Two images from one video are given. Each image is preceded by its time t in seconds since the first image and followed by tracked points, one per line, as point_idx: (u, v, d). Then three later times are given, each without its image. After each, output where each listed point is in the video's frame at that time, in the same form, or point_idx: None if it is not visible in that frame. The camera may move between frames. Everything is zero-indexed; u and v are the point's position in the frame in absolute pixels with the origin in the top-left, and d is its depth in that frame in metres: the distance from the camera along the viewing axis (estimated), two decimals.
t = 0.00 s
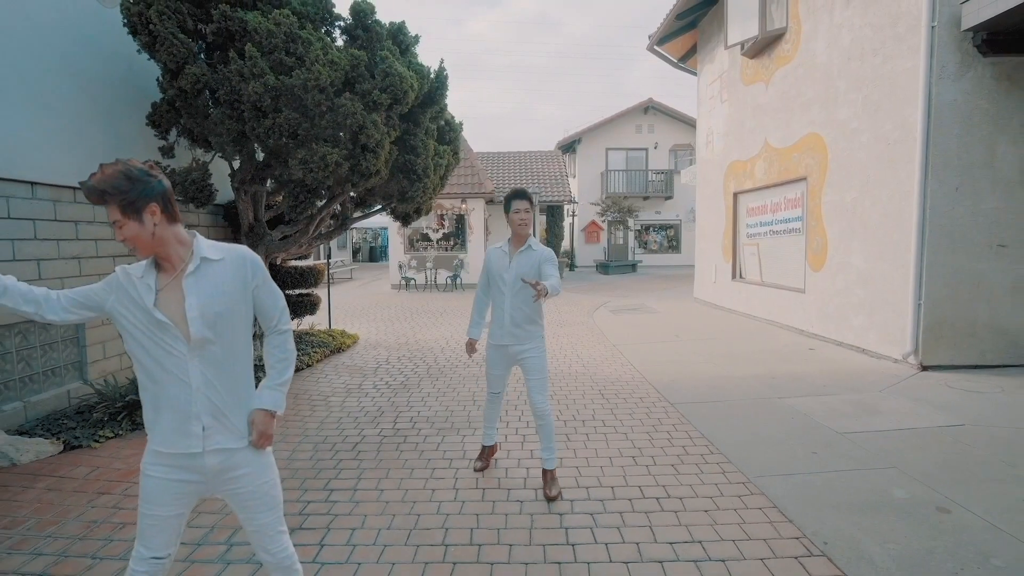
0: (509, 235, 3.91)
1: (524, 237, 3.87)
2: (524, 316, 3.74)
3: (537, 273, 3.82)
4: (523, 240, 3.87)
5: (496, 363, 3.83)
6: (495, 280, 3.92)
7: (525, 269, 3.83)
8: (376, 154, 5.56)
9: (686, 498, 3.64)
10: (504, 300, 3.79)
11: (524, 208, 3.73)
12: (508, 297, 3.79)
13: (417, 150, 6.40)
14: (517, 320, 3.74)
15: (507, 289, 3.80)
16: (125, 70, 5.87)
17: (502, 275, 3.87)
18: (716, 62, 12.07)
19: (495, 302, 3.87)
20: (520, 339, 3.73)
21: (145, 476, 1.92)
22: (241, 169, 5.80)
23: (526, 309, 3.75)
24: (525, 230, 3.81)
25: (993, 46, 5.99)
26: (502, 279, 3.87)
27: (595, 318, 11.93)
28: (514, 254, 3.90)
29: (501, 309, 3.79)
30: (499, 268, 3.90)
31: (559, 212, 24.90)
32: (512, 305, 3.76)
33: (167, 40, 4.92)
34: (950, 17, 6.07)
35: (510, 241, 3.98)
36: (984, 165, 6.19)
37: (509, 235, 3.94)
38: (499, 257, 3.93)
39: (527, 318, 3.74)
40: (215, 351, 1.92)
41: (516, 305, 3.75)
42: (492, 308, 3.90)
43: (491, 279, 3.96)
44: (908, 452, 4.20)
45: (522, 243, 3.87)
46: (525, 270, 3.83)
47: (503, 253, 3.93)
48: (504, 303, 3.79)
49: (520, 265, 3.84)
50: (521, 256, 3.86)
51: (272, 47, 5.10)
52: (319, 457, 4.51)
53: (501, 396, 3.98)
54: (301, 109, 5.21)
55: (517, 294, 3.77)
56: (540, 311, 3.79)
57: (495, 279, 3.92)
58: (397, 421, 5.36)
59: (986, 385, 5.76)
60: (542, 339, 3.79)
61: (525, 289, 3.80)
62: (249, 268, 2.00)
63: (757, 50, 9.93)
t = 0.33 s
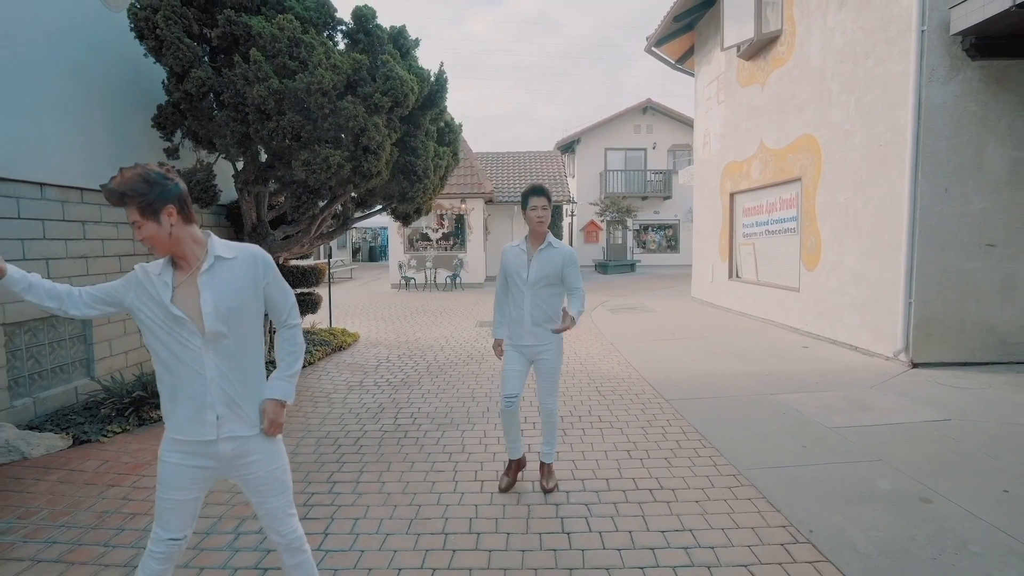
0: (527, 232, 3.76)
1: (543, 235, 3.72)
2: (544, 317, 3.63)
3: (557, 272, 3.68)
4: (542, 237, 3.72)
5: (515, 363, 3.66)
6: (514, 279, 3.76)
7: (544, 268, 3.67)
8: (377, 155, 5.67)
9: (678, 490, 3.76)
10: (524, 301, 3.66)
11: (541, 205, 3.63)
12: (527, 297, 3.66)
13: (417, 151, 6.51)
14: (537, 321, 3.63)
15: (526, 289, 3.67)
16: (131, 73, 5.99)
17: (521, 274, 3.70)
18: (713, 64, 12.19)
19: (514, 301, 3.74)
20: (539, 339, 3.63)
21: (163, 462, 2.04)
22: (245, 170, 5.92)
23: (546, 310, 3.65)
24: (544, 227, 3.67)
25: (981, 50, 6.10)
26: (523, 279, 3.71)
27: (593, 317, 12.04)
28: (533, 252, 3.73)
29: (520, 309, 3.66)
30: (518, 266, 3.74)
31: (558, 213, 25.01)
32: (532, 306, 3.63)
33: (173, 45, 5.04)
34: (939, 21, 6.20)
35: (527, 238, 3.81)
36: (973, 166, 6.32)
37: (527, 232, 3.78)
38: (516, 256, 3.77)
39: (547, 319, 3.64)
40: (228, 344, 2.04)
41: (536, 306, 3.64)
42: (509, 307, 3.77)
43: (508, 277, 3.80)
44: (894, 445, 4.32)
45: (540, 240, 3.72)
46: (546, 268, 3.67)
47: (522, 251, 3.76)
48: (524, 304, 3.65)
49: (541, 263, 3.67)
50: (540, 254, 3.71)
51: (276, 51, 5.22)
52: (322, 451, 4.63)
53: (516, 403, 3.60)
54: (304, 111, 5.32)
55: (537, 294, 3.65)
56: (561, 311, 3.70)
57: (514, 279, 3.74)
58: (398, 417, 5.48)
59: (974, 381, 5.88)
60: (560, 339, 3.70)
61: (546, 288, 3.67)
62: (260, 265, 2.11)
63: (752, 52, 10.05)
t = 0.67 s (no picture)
0: (527, 231, 3.72)
1: (544, 235, 3.73)
2: (557, 318, 3.67)
3: (564, 272, 3.72)
4: (543, 237, 3.73)
5: (524, 364, 3.62)
6: (521, 281, 3.69)
7: (554, 270, 3.68)
8: (378, 158, 5.78)
9: (671, 483, 3.88)
10: (538, 303, 3.64)
11: (541, 203, 3.63)
12: (541, 299, 3.64)
13: (417, 153, 6.62)
14: (550, 323, 3.66)
15: (539, 292, 3.64)
16: (135, 77, 6.09)
17: (531, 277, 3.65)
18: (709, 66, 12.31)
19: (524, 303, 3.68)
20: (554, 341, 3.65)
21: (178, 452, 2.14)
22: (248, 171, 6.03)
23: (558, 311, 3.68)
24: (545, 227, 3.68)
25: (971, 54, 6.17)
26: (533, 280, 3.66)
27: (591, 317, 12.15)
28: (537, 253, 3.72)
29: (534, 311, 3.64)
30: (525, 268, 3.68)
31: (557, 213, 25.13)
32: (545, 308, 3.64)
33: (179, 49, 5.14)
34: (929, 26, 6.32)
35: (525, 238, 3.77)
36: (962, 167, 6.44)
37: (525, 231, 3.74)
38: (520, 257, 3.70)
39: (560, 320, 3.69)
40: (240, 339, 2.15)
41: (550, 307, 3.65)
42: (517, 309, 3.70)
43: (513, 278, 3.72)
44: (883, 440, 4.44)
45: (542, 240, 3.73)
46: (555, 270, 3.69)
47: (525, 251, 3.70)
48: (537, 306, 3.64)
49: (551, 265, 3.68)
50: (546, 255, 3.71)
51: (279, 56, 5.32)
52: (325, 447, 4.74)
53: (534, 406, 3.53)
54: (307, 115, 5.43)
55: (550, 295, 3.66)
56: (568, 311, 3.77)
57: (522, 280, 3.67)
58: (399, 414, 5.59)
59: (964, 379, 6.00)
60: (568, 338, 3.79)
61: (556, 290, 3.69)
62: (271, 265, 2.22)
63: (748, 55, 10.17)
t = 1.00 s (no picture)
0: (524, 232, 3.62)
1: (541, 236, 3.68)
2: (564, 320, 3.63)
3: (564, 274, 3.71)
4: (540, 238, 3.68)
5: (530, 374, 3.51)
6: (526, 283, 3.58)
7: (557, 271, 3.65)
8: (381, 159, 5.90)
9: (668, 475, 4.00)
10: (547, 306, 3.56)
11: (538, 204, 3.57)
12: (549, 301, 3.58)
13: (420, 154, 6.74)
14: (557, 327, 3.60)
15: (548, 294, 3.58)
16: (142, 79, 6.21)
17: (538, 278, 3.55)
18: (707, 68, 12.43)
19: (532, 306, 3.57)
20: (561, 343, 3.61)
21: (200, 440, 2.26)
22: (254, 172, 6.15)
23: (562, 313, 3.65)
24: (543, 227, 3.62)
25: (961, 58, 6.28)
26: (540, 283, 3.58)
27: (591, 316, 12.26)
28: (538, 254, 3.65)
29: (544, 314, 3.55)
30: (528, 269, 3.58)
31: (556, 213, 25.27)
32: (553, 311, 3.58)
33: (187, 52, 5.25)
34: (922, 30, 6.46)
35: (521, 239, 3.67)
36: (954, 169, 6.58)
37: (522, 232, 3.65)
38: (521, 259, 3.59)
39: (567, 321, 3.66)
40: (259, 333, 2.27)
41: (557, 309, 3.61)
42: (524, 313, 3.57)
43: (515, 281, 3.58)
44: (874, 435, 4.56)
45: (539, 242, 3.67)
46: (558, 271, 3.67)
47: (526, 253, 3.61)
48: (546, 308, 3.56)
49: (555, 266, 3.65)
50: (547, 256, 3.67)
51: (285, 59, 5.44)
52: (331, 441, 4.86)
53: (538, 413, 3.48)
54: (313, 117, 5.55)
55: (557, 297, 3.62)
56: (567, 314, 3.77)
57: (528, 282, 3.56)
58: (402, 410, 5.71)
59: (955, 377, 6.13)
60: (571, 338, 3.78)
61: (560, 292, 3.66)
62: (288, 263, 2.34)
63: (746, 57, 10.30)
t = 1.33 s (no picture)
0: (521, 230, 3.64)
1: (537, 234, 3.70)
2: (559, 319, 3.62)
3: (561, 274, 3.71)
4: (537, 237, 3.71)
5: (525, 374, 3.56)
6: (520, 279, 3.60)
7: (554, 270, 3.66)
8: (388, 162, 6.09)
9: (665, 465, 4.18)
10: (542, 304, 3.58)
11: (535, 202, 3.57)
12: (543, 299, 3.60)
13: (424, 156, 6.92)
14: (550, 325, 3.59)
15: (542, 292, 3.60)
16: (155, 83, 6.39)
17: (533, 276, 3.58)
18: (706, 71, 12.62)
19: (525, 303, 3.59)
20: (554, 342, 3.61)
21: (229, 424, 2.44)
22: (263, 174, 6.32)
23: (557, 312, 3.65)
24: (540, 225, 3.64)
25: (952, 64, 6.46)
26: (534, 281, 3.60)
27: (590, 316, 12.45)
28: (534, 252, 3.68)
29: (538, 312, 3.58)
30: (522, 266, 3.59)
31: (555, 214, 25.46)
32: (547, 309, 3.58)
33: (201, 58, 5.44)
34: (913, 37, 6.65)
35: (518, 236, 3.68)
36: (944, 172, 6.76)
37: (519, 230, 3.67)
38: (516, 255, 3.61)
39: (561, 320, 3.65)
40: (283, 324, 2.45)
41: (552, 307, 3.61)
42: (517, 310, 3.59)
43: (509, 277, 3.61)
44: (863, 428, 4.75)
45: (536, 240, 3.69)
46: (554, 270, 3.67)
47: (522, 249, 3.63)
48: (539, 305, 3.59)
49: (551, 264, 3.66)
50: (544, 254, 3.69)
51: (295, 65, 5.62)
52: (340, 434, 5.04)
53: (535, 410, 3.59)
54: (322, 121, 5.72)
55: (552, 295, 3.62)
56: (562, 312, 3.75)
57: (522, 280, 3.58)
58: (408, 405, 5.89)
59: (946, 373, 6.31)
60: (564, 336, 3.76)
61: (555, 290, 3.65)
62: (310, 259, 2.52)
63: (743, 61, 10.50)
